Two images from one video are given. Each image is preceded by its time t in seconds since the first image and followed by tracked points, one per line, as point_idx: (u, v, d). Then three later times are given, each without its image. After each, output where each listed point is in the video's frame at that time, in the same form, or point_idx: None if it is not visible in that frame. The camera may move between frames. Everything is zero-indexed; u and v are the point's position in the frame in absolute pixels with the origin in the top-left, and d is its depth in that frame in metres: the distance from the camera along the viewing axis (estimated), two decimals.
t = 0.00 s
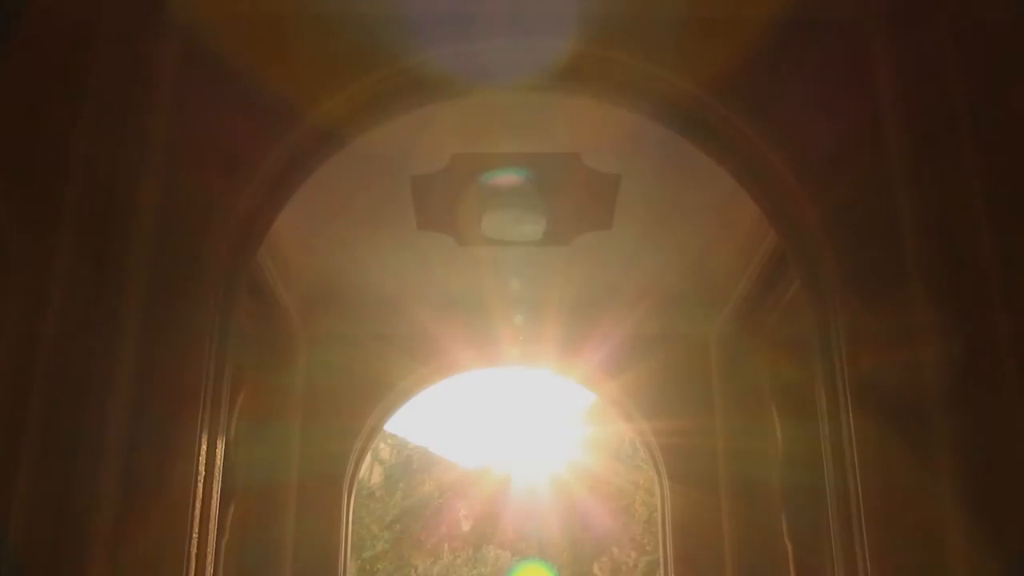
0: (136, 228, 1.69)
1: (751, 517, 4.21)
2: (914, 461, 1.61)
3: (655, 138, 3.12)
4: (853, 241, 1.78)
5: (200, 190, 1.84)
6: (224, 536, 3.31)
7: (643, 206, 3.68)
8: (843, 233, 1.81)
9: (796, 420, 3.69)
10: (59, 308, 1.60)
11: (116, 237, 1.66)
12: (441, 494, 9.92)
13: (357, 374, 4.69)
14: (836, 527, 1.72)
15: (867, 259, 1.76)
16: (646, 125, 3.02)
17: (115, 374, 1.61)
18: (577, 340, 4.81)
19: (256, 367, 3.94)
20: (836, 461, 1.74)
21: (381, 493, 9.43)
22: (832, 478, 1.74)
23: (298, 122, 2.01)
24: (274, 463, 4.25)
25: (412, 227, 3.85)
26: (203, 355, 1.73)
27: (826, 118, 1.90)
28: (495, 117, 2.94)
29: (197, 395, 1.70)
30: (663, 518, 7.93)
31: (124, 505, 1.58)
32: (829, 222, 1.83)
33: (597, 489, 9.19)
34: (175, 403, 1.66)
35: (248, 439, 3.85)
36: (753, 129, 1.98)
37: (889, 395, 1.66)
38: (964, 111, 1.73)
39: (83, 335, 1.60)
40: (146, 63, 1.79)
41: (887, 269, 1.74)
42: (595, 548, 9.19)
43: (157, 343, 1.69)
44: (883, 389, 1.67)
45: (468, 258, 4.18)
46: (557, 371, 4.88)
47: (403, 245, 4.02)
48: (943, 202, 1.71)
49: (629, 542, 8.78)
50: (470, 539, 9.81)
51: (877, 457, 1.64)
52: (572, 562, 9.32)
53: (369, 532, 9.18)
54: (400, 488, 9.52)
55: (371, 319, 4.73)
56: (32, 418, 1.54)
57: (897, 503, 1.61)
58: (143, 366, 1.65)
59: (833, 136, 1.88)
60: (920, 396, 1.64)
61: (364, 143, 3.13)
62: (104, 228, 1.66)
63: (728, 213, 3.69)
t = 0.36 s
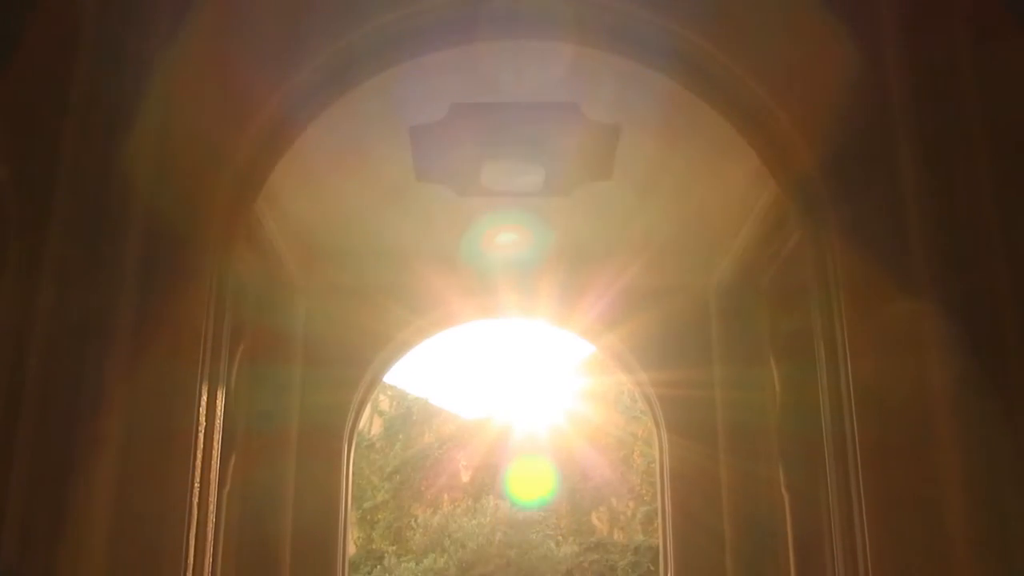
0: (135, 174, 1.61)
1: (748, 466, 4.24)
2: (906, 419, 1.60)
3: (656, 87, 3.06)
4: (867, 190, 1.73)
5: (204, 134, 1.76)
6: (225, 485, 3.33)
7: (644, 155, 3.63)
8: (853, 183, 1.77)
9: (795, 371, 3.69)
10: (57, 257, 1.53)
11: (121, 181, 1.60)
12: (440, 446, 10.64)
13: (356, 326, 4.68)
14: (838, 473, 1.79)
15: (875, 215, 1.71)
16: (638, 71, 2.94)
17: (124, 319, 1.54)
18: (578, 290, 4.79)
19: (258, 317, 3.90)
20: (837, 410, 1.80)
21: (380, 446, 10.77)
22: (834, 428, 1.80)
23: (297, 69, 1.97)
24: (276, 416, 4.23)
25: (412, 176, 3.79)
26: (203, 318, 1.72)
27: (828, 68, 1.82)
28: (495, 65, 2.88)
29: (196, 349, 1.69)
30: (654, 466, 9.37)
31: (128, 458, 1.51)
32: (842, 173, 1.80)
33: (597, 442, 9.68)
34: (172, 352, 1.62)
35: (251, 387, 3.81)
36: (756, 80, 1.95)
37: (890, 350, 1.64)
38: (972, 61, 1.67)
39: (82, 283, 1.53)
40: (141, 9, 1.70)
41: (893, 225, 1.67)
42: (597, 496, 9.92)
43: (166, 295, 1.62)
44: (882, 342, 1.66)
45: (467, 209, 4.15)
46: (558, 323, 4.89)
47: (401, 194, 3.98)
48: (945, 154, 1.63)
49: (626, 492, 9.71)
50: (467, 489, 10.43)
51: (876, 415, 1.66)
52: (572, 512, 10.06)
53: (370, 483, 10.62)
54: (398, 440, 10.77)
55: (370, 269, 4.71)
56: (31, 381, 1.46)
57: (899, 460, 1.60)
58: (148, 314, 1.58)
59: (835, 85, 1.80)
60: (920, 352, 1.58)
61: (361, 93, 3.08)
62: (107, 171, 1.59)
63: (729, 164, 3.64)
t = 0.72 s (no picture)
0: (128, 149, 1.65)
1: (745, 420, 4.27)
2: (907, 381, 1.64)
3: (660, 38, 3.00)
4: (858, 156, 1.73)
5: (196, 88, 1.70)
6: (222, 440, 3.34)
7: (646, 109, 3.57)
8: (859, 141, 1.73)
9: (795, 327, 3.70)
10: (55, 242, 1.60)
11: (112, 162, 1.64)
12: (440, 400, 11.47)
13: (354, 281, 4.68)
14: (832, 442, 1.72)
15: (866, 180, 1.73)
16: (639, 21, 2.86)
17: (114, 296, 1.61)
18: (579, 245, 4.77)
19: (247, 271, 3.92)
20: (834, 370, 1.74)
21: (381, 401, 11.61)
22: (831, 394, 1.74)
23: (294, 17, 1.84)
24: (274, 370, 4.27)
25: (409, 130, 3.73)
26: (201, 271, 1.68)
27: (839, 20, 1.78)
28: (496, 15, 2.80)
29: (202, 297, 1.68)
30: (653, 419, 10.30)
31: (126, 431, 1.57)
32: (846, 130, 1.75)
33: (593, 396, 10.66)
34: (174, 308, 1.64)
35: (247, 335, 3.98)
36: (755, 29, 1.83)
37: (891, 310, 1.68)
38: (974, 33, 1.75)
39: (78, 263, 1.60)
40: None
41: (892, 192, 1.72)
42: (593, 453, 10.75)
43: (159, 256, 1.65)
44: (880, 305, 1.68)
45: (464, 162, 4.10)
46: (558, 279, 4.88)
47: (400, 148, 3.92)
48: (952, 132, 1.71)
49: (624, 446, 10.60)
50: (467, 444, 11.14)
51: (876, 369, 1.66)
52: (570, 467, 10.72)
53: (372, 440, 11.31)
54: (398, 395, 11.64)
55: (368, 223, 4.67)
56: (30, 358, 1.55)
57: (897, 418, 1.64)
58: (143, 285, 1.63)
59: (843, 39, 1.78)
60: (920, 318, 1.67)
61: (360, 42, 3.00)
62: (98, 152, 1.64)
63: (732, 118, 3.58)
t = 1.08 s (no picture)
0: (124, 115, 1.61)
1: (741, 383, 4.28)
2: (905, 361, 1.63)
3: None
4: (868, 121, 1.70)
5: (188, 50, 1.67)
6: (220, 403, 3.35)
7: (644, 69, 3.53)
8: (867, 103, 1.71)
9: (793, 290, 3.70)
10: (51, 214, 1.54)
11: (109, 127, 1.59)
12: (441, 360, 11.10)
13: (353, 240, 4.62)
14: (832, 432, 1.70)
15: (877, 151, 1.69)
16: None
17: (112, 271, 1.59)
18: (579, 206, 4.75)
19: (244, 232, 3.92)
20: (833, 333, 1.73)
21: (380, 361, 11.37)
22: (829, 372, 1.73)
23: None
24: (274, 330, 4.28)
25: (407, 88, 3.68)
26: (201, 234, 1.69)
27: None
28: None
29: (194, 276, 1.67)
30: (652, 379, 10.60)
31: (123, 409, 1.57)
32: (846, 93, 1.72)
33: (593, 355, 10.70)
34: (169, 285, 1.64)
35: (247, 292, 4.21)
36: None
37: (890, 294, 1.66)
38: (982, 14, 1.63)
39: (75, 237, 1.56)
40: None
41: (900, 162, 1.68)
42: (592, 413, 10.72)
43: (157, 229, 1.64)
44: (880, 286, 1.66)
45: (462, 121, 4.04)
46: (556, 240, 4.82)
47: (397, 108, 3.88)
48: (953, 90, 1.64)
49: (623, 407, 10.71)
50: (466, 404, 10.95)
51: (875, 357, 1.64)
52: (569, 427, 10.75)
53: (372, 401, 11.10)
54: (398, 356, 11.31)
55: (365, 183, 4.64)
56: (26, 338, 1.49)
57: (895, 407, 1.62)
58: (141, 250, 1.62)
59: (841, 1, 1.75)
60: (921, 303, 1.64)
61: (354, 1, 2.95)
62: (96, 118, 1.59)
63: (729, 78, 3.54)
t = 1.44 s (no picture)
0: (118, 79, 1.55)
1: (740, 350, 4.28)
2: (905, 317, 1.52)
3: None
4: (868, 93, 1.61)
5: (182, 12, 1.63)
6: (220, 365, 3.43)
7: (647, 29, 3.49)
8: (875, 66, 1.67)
9: (792, 257, 3.69)
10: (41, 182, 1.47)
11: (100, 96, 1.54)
12: (438, 325, 11.23)
13: (351, 205, 4.59)
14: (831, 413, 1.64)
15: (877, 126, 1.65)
16: None
17: (110, 247, 1.52)
18: (577, 171, 4.71)
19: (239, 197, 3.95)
20: (833, 285, 1.67)
21: (379, 327, 11.49)
22: (832, 328, 1.66)
23: None
24: (273, 297, 4.26)
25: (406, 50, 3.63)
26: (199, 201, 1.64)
27: None
28: None
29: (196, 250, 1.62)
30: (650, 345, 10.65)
31: (119, 393, 1.51)
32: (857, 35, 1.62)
33: (591, 318, 10.83)
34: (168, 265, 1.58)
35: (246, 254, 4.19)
36: None
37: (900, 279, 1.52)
38: None
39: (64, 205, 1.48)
40: None
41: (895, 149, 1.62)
42: (589, 378, 10.75)
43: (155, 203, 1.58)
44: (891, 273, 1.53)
45: (461, 82, 4.00)
46: (554, 205, 4.79)
47: (396, 69, 3.82)
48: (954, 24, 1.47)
49: (622, 372, 10.76)
50: (466, 369, 10.99)
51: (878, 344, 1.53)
52: (568, 392, 10.75)
53: (371, 366, 11.19)
54: (396, 322, 11.47)
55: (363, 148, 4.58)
56: (23, 314, 1.42)
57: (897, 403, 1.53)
58: (143, 204, 1.57)
59: None
60: (922, 286, 1.51)
61: None
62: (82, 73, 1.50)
63: (729, 42, 3.50)
